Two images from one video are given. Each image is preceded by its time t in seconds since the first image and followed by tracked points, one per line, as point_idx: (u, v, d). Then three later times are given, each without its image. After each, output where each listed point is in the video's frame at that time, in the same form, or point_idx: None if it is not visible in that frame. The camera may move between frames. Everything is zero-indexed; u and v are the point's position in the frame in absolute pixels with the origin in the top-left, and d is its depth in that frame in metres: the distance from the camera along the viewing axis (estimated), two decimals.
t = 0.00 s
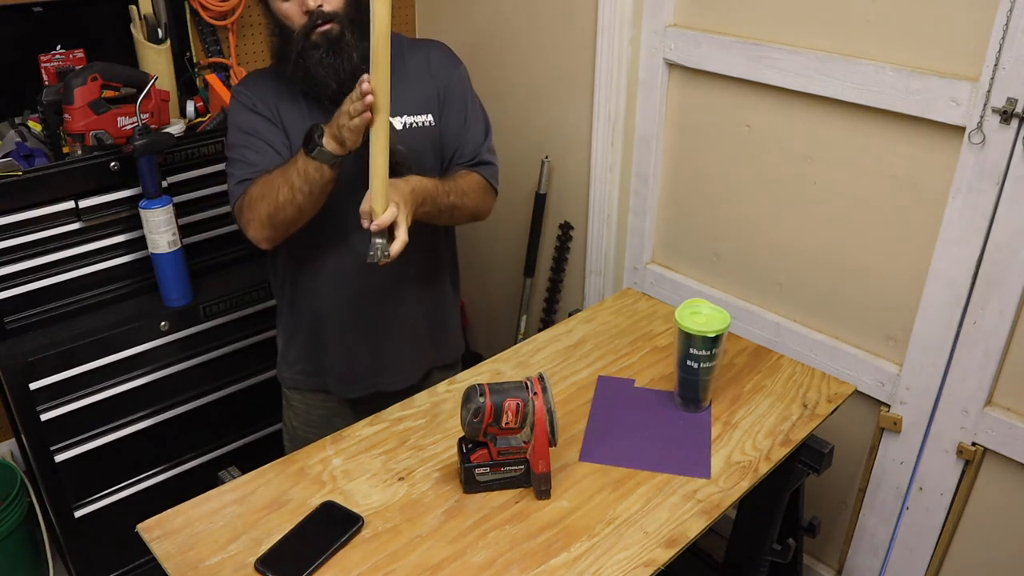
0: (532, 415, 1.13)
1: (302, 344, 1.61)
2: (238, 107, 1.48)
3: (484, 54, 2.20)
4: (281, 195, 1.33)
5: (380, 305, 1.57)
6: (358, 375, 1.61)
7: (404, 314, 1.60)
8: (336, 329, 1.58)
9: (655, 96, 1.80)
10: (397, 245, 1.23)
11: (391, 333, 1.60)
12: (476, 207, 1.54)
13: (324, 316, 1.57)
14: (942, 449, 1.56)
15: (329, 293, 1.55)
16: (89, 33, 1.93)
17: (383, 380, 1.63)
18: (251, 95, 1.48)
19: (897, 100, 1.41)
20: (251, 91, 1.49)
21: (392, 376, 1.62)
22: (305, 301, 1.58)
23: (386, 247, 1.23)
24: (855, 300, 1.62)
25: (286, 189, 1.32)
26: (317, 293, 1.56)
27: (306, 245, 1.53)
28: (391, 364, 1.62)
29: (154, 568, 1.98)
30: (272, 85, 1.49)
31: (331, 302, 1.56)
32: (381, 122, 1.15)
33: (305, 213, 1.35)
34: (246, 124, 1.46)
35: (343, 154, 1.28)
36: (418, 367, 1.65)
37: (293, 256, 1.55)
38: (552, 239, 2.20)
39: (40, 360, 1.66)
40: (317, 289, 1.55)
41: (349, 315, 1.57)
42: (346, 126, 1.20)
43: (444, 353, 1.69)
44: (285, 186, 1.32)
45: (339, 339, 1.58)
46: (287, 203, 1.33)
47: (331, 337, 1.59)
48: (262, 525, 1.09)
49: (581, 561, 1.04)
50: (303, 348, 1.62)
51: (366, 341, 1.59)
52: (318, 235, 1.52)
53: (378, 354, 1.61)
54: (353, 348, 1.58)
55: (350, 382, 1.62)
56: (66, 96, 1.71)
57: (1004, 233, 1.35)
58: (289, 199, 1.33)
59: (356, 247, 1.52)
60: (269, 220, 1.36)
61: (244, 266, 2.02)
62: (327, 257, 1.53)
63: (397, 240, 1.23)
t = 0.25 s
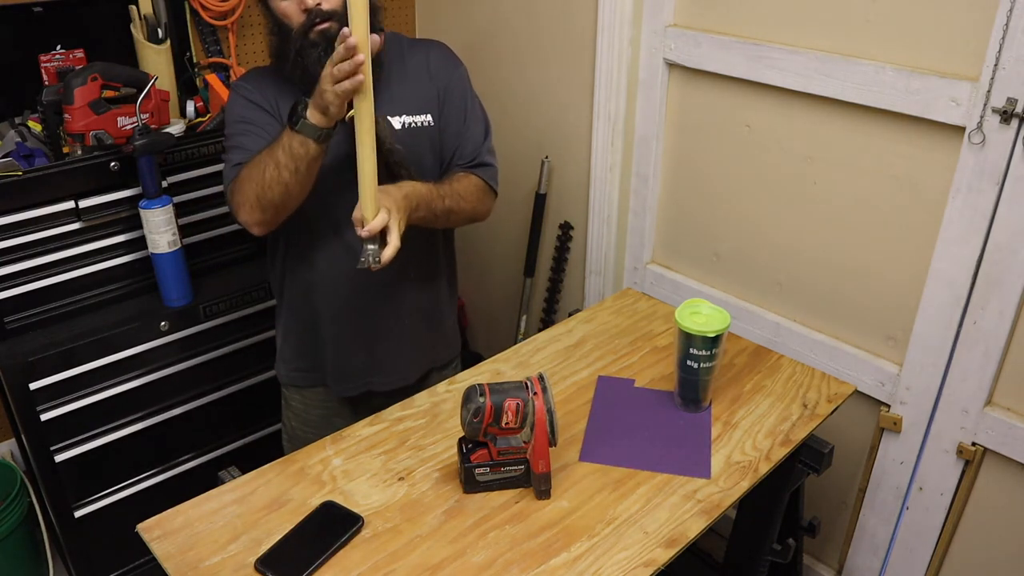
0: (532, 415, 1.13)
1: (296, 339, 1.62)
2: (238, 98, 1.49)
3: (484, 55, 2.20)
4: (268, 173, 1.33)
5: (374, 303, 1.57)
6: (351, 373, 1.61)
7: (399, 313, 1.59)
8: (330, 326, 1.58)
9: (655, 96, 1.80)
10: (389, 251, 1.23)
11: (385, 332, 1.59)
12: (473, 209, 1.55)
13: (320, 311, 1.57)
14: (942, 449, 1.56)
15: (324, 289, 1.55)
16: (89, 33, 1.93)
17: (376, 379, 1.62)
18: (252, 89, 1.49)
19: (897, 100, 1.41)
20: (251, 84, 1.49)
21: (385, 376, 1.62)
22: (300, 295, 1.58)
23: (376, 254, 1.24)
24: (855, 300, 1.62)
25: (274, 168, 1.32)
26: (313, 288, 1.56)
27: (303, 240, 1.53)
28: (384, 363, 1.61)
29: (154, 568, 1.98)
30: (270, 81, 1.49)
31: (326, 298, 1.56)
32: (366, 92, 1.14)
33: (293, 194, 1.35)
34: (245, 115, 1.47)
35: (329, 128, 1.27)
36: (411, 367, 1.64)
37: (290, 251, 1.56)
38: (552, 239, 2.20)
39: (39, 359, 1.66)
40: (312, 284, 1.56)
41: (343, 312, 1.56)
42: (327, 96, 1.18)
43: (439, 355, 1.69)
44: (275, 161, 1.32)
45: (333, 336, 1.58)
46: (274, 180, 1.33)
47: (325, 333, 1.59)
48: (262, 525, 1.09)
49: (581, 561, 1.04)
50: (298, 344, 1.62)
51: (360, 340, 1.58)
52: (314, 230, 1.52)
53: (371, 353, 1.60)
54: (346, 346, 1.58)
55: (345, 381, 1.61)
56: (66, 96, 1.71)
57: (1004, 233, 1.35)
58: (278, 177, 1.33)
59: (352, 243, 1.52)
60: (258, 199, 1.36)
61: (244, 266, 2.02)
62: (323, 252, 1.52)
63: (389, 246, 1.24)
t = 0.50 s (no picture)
0: (532, 415, 1.13)
1: (295, 341, 1.62)
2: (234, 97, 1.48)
3: (484, 54, 2.20)
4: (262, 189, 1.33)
5: (374, 306, 1.57)
6: (351, 376, 1.61)
7: (398, 315, 1.60)
8: (330, 328, 1.58)
9: (655, 96, 1.80)
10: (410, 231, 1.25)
11: (385, 334, 1.60)
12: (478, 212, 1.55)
13: (319, 313, 1.57)
14: (942, 449, 1.56)
15: (324, 291, 1.55)
16: (89, 33, 1.93)
17: (376, 382, 1.62)
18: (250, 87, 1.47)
19: (897, 100, 1.41)
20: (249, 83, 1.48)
21: (384, 378, 1.62)
22: (299, 297, 1.58)
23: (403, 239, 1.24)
24: (855, 300, 1.62)
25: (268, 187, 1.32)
26: (312, 291, 1.56)
27: (303, 242, 1.53)
28: (383, 366, 1.62)
29: (154, 568, 1.98)
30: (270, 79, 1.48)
31: (327, 300, 1.56)
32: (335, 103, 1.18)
33: (286, 210, 1.36)
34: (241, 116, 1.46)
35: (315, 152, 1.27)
36: (410, 369, 1.64)
37: (289, 252, 1.55)
38: (552, 239, 2.20)
39: (39, 360, 1.66)
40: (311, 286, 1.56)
41: (343, 314, 1.57)
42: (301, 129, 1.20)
43: (438, 358, 1.69)
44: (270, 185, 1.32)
45: (332, 338, 1.58)
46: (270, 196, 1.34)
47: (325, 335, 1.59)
48: (262, 525, 1.09)
49: (581, 561, 1.04)
50: (297, 347, 1.62)
51: (359, 342, 1.59)
52: (314, 232, 1.52)
53: (370, 355, 1.60)
54: (346, 349, 1.58)
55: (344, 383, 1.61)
56: (66, 96, 1.71)
57: (1004, 233, 1.35)
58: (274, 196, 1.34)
59: (352, 245, 1.52)
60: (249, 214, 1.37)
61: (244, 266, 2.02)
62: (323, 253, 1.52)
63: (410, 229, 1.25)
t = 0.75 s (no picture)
0: (532, 415, 1.13)
1: (296, 343, 1.62)
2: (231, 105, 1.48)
3: (484, 54, 2.20)
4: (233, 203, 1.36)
5: (374, 308, 1.57)
6: (351, 378, 1.61)
7: (398, 317, 1.59)
8: (330, 330, 1.58)
9: (655, 96, 1.80)
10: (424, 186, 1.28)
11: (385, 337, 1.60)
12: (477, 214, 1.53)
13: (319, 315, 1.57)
14: (942, 449, 1.56)
15: (324, 293, 1.56)
16: (89, 33, 1.93)
17: (376, 384, 1.62)
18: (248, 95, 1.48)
19: (896, 100, 1.41)
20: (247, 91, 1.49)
21: (384, 380, 1.62)
22: (299, 300, 1.58)
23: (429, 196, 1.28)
24: (854, 300, 1.62)
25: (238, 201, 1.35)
26: (312, 292, 1.56)
27: (302, 244, 1.53)
28: (384, 368, 1.61)
29: (154, 568, 1.98)
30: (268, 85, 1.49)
31: (327, 302, 1.56)
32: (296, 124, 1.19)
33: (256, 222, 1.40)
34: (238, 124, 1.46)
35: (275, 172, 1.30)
36: (412, 371, 1.64)
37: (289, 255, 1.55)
38: (552, 239, 2.20)
39: (40, 359, 1.66)
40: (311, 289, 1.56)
41: (343, 316, 1.57)
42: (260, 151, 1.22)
43: (439, 359, 1.69)
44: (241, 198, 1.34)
45: (333, 340, 1.59)
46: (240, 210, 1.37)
47: (325, 337, 1.59)
48: (263, 525, 1.09)
49: (581, 561, 1.04)
50: (297, 349, 1.62)
51: (359, 343, 1.59)
52: (314, 234, 1.52)
53: (371, 357, 1.60)
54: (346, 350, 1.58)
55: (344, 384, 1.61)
56: (66, 96, 1.71)
57: (1004, 233, 1.35)
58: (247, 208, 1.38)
59: (351, 248, 1.52)
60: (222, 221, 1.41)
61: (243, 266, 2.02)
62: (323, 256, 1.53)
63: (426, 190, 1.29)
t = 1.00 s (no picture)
0: (532, 415, 1.13)
1: (295, 344, 1.62)
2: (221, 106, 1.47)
3: (485, 54, 2.20)
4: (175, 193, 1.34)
5: (374, 309, 1.57)
6: (351, 378, 1.61)
7: (398, 318, 1.59)
8: (330, 330, 1.58)
9: (655, 96, 1.80)
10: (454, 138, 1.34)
11: (385, 337, 1.60)
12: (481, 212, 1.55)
13: (318, 316, 1.57)
14: (942, 449, 1.56)
15: (323, 295, 1.55)
16: (89, 33, 1.93)
17: (376, 384, 1.63)
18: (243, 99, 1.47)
19: (896, 100, 1.41)
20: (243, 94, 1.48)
21: (384, 380, 1.62)
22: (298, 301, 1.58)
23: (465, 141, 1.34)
24: (855, 300, 1.62)
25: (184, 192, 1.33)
26: (311, 294, 1.56)
27: (301, 245, 1.53)
28: (383, 368, 1.62)
29: (154, 568, 1.98)
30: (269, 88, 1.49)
31: (326, 303, 1.56)
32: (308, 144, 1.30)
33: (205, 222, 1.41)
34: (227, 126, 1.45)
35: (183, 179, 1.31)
36: (412, 371, 1.64)
37: (287, 256, 1.55)
38: (552, 239, 2.20)
39: (40, 359, 1.66)
40: (310, 291, 1.56)
41: (342, 317, 1.57)
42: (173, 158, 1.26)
43: (438, 358, 1.69)
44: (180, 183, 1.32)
45: (333, 341, 1.59)
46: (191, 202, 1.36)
47: (324, 337, 1.59)
48: (263, 525, 1.09)
49: (581, 561, 1.04)
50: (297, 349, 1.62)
51: (359, 345, 1.59)
52: (313, 235, 1.52)
53: (371, 357, 1.61)
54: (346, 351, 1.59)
55: (344, 385, 1.62)
56: (66, 96, 1.71)
57: (1004, 233, 1.35)
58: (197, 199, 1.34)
59: (351, 249, 1.52)
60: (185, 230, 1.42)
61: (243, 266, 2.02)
62: (322, 257, 1.52)
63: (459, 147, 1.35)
